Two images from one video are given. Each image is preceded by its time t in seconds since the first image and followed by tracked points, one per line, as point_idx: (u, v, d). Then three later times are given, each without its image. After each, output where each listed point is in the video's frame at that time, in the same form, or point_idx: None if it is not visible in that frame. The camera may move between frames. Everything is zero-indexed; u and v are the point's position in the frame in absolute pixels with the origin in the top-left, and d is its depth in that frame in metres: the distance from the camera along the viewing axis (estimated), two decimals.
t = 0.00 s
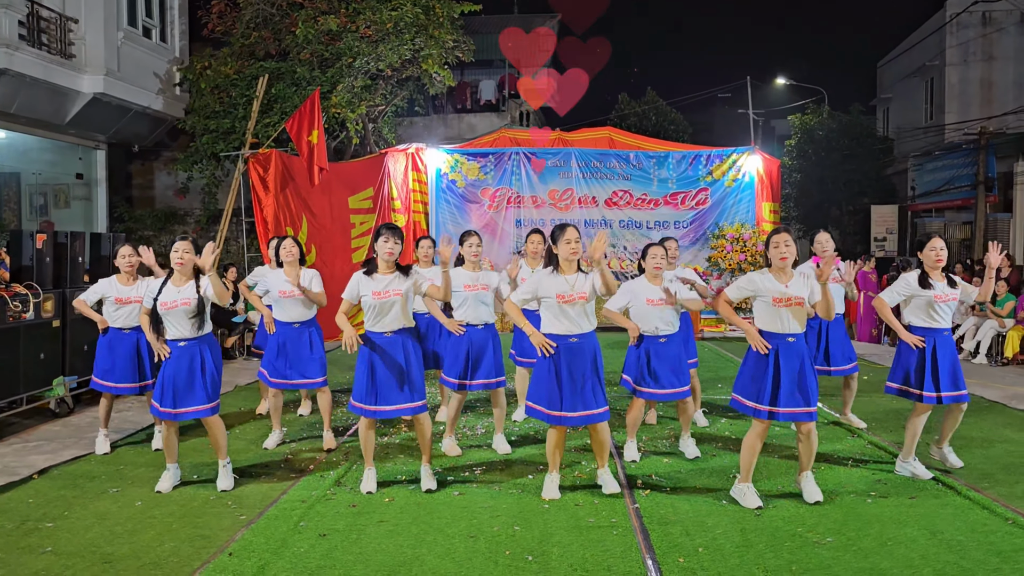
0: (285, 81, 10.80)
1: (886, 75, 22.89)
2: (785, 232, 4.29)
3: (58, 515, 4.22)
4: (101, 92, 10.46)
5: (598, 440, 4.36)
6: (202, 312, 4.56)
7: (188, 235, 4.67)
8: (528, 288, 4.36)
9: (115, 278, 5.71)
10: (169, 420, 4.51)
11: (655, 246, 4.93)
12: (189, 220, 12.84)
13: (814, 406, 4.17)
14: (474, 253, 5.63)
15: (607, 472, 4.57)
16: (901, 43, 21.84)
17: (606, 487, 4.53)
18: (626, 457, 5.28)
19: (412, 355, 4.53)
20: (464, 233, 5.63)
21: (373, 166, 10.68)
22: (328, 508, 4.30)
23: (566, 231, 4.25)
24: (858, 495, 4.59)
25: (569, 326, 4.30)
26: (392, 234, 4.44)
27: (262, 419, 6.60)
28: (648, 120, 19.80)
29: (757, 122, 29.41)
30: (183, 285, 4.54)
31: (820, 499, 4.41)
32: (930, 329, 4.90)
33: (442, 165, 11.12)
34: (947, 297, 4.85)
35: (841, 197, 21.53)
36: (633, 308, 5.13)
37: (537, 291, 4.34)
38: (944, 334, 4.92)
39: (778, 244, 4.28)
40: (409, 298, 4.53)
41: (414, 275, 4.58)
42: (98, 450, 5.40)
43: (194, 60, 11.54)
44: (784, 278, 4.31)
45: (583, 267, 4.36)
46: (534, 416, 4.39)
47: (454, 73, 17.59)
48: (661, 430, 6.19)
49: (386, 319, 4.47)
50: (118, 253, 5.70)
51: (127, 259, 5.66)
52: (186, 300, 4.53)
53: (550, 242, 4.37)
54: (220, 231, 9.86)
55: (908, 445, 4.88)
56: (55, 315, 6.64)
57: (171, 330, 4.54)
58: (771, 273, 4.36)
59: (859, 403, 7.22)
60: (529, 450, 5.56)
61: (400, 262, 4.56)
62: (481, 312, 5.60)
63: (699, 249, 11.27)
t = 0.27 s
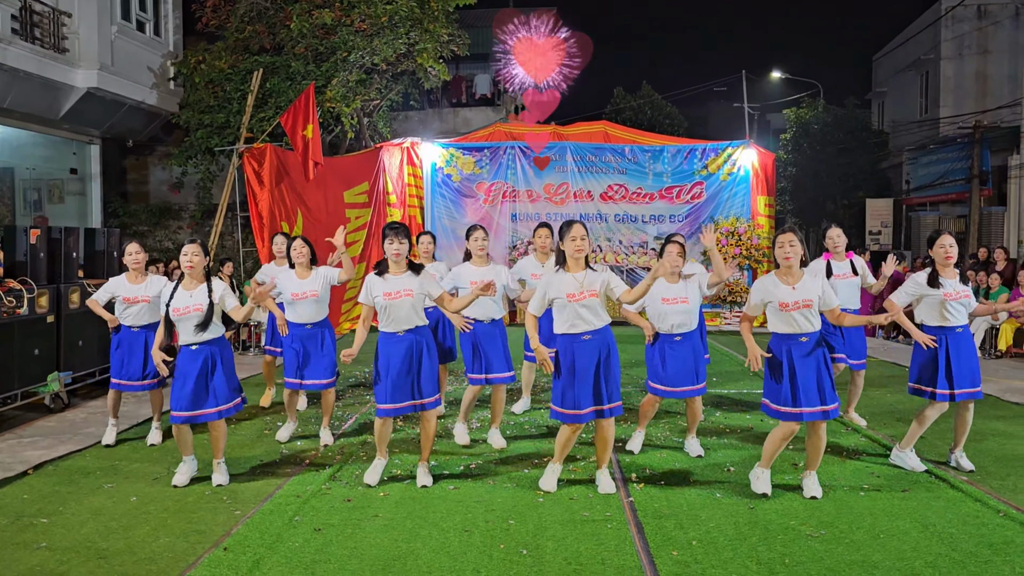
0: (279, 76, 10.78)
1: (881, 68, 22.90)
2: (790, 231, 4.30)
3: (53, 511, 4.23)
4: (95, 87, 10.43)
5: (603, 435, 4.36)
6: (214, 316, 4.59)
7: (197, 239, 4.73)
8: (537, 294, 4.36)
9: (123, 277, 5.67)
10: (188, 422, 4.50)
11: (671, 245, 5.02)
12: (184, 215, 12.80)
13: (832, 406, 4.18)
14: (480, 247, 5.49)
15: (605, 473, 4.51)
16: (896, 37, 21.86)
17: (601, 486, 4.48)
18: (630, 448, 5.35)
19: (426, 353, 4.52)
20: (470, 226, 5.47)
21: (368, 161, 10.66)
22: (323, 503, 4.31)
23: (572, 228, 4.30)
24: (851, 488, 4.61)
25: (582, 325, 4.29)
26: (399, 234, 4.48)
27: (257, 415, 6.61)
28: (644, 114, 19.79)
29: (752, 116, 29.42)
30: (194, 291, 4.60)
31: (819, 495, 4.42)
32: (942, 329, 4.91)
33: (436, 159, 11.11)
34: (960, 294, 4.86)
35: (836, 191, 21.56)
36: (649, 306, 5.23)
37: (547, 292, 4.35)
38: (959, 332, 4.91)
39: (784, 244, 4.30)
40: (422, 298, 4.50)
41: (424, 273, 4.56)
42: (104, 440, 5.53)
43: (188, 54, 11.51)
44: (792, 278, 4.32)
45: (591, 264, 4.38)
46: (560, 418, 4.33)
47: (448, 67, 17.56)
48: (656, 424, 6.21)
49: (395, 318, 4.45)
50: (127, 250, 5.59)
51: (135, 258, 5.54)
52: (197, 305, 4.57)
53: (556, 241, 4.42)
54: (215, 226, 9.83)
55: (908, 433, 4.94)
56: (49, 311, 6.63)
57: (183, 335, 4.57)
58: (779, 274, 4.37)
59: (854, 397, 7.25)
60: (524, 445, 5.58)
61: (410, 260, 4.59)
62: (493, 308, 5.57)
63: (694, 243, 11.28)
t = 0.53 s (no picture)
0: (273, 73, 10.72)
1: (876, 63, 22.92)
2: (783, 228, 4.32)
3: (48, 510, 4.23)
4: (88, 84, 10.40)
5: (599, 434, 4.41)
6: (214, 311, 4.59)
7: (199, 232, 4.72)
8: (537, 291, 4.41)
9: (121, 274, 5.64)
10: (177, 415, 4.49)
11: (670, 236, 5.04)
12: (178, 212, 12.77)
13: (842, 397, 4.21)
14: (478, 248, 5.52)
15: (599, 471, 4.52)
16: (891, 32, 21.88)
17: (596, 482, 4.50)
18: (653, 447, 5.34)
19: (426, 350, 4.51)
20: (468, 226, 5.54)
21: (363, 158, 10.60)
22: (319, 501, 4.32)
23: (571, 226, 4.31)
24: (844, 483, 4.64)
25: (579, 322, 4.31)
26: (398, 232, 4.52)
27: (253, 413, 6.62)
28: (639, 109, 19.79)
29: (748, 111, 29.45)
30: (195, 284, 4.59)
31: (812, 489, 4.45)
32: (943, 320, 4.92)
33: (432, 155, 11.25)
34: (961, 285, 4.86)
35: (832, 186, 21.59)
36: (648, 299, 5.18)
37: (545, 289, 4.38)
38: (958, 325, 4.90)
39: (778, 240, 4.31)
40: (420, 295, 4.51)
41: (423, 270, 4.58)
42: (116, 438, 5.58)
43: (181, 51, 11.50)
44: (784, 275, 4.33)
45: (588, 262, 4.37)
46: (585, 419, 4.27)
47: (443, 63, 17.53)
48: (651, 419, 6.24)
49: (391, 311, 4.47)
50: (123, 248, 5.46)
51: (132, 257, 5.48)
52: (197, 299, 4.56)
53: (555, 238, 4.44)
54: (209, 223, 9.81)
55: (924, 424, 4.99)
56: (44, 309, 6.63)
57: (182, 328, 4.57)
58: (772, 272, 4.40)
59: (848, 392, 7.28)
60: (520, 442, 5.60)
61: (409, 256, 4.61)
62: (486, 310, 5.50)
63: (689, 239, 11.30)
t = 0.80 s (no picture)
0: (272, 71, 10.70)
1: (874, 58, 22.91)
2: (774, 224, 4.29)
3: (51, 509, 4.26)
4: (87, 83, 10.40)
5: (596, 433, 4.43)
6: (207, 312, 4.61)
7: (197, 232, 4.75)
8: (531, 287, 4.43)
9: (116, 276, 5.67)
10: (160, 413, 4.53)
11: (663, 236, 4.99)
12: (178, 211, 12.77)
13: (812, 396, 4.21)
14: (467, 244, 5.47)
15: (599, 467, 4.55)
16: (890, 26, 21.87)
17: (597, 480, 4.51)
18: (625, 441, 5.45)
19: (416, 349, 4.52)
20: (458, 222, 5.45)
21: (362, 155, 10.67)
22: (320, 499, 4.35)
23: (570, 224, 4.33)
24: (842, 479, 4.67)
25: (569, 320, 4.32)
26: (394, 231, 4.52)
27: (255, 411, 6.64)
28: (637, 105, 19.78)
29: (747, 106, 29.44)
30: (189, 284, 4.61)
31: (813, 487, 4.46)
32: (936, 321, 4.95)
33: (431, 152, 11.22)
34: (955, 287, 4.88)
35: (831, 180, 21.60)
36: (641, 296, 5.21)
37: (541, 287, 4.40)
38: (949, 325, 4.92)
39: (771, 235, 4.29)
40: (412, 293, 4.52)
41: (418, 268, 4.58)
42: (95, 437, 5.62)
43: (180, 50, 11.53)
44: (772, 270, 4.37)
45: (588, 261, 4.38)
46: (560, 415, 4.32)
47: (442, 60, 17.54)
48: (650, 416, 6.26)
49: (387, 308, 4.49)
50: (120, 249, 5.60)
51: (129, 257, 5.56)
52: (191, 301, 4.58)
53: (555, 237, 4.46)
54: (209, 222, 9.81)
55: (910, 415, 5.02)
56: (45, 310, 6.65)
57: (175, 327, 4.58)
58: (762, 266, 4.42)
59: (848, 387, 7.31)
60: (520, 439, 5.63)
61: (405, 254, 4.61)
62: (471, 304, 5.52)
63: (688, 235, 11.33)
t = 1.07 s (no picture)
0: (273, 73, 10.73)
1: (875, 56, 22.91)
2: (761, 232, 4.36)
3: (58, 512, 4.28)
4: (89, 85, 10.43)
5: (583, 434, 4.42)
6: (189, 321, 4.62)
7: (183, 240, 4.76)
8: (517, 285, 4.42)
9: (103, 279, 5.74)
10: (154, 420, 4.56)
11: (651, 239, 5.00)
12: (180, 212, 12.79)
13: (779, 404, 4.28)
14: (455, 248, 5.50)
15: (600, 465, 4.59)
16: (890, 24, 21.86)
17: (601, 480, 4.55)
18: (624, 443, 5.44)
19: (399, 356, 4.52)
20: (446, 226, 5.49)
21: (364, 156, 10.62)
22: (325, 501, 4.37)
23: (562, 225, 4.36)
24: (845, 479, 4.68)
25: (548, 321, 4.34)
26: (383, 236, 4.57)
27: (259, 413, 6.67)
28: (638, 105, 19.77)
29: (748, 104, 29.43)
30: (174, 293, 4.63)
31: (807, 484, 4.51)
32: (919, 319, 4.96)
33: (432, 153, 11.21)
34: (938, 285, 4.88)
35: (832, 179, 21.59)
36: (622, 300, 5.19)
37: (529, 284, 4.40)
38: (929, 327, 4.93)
39: (757, 243, 4.34)
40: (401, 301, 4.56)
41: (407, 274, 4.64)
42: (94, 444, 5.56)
43: (182, 52, 11.52)
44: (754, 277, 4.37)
45: (577, 263, 4.42)
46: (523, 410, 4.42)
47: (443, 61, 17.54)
48: (652, 417, 6.27)
49: (380, 312, 4.49)
50: (110, 252, 5.71)
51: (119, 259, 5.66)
52: (175, 309, 4.59)
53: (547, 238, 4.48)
54: (211, 223, 9.83)
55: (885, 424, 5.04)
56: (49, 313, 6.67)
57: (159, 336, 4.59)
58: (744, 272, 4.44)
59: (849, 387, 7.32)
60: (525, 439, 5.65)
61: (395, 259, 4.66)
62: (453, 309, 5.52)
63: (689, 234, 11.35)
